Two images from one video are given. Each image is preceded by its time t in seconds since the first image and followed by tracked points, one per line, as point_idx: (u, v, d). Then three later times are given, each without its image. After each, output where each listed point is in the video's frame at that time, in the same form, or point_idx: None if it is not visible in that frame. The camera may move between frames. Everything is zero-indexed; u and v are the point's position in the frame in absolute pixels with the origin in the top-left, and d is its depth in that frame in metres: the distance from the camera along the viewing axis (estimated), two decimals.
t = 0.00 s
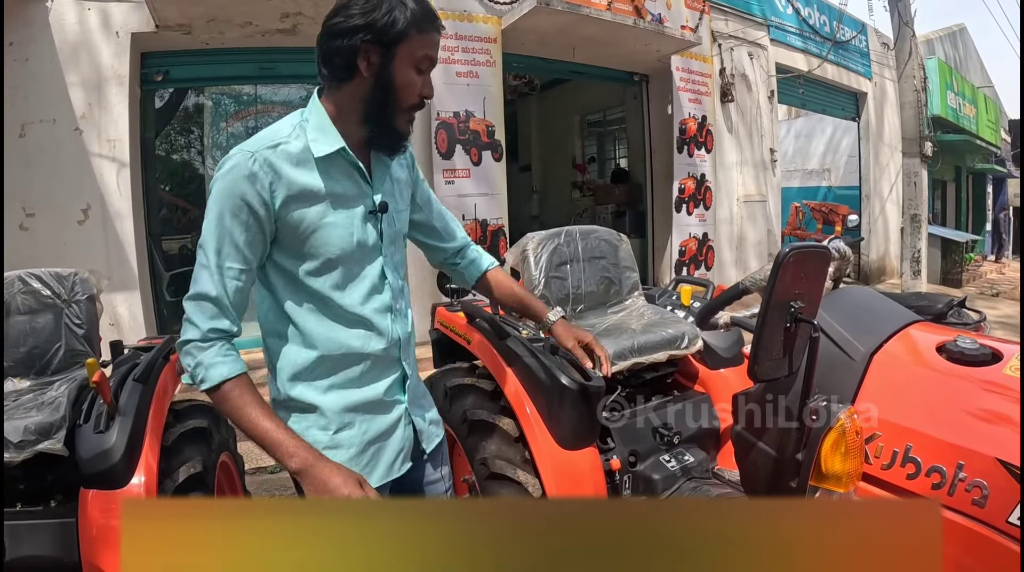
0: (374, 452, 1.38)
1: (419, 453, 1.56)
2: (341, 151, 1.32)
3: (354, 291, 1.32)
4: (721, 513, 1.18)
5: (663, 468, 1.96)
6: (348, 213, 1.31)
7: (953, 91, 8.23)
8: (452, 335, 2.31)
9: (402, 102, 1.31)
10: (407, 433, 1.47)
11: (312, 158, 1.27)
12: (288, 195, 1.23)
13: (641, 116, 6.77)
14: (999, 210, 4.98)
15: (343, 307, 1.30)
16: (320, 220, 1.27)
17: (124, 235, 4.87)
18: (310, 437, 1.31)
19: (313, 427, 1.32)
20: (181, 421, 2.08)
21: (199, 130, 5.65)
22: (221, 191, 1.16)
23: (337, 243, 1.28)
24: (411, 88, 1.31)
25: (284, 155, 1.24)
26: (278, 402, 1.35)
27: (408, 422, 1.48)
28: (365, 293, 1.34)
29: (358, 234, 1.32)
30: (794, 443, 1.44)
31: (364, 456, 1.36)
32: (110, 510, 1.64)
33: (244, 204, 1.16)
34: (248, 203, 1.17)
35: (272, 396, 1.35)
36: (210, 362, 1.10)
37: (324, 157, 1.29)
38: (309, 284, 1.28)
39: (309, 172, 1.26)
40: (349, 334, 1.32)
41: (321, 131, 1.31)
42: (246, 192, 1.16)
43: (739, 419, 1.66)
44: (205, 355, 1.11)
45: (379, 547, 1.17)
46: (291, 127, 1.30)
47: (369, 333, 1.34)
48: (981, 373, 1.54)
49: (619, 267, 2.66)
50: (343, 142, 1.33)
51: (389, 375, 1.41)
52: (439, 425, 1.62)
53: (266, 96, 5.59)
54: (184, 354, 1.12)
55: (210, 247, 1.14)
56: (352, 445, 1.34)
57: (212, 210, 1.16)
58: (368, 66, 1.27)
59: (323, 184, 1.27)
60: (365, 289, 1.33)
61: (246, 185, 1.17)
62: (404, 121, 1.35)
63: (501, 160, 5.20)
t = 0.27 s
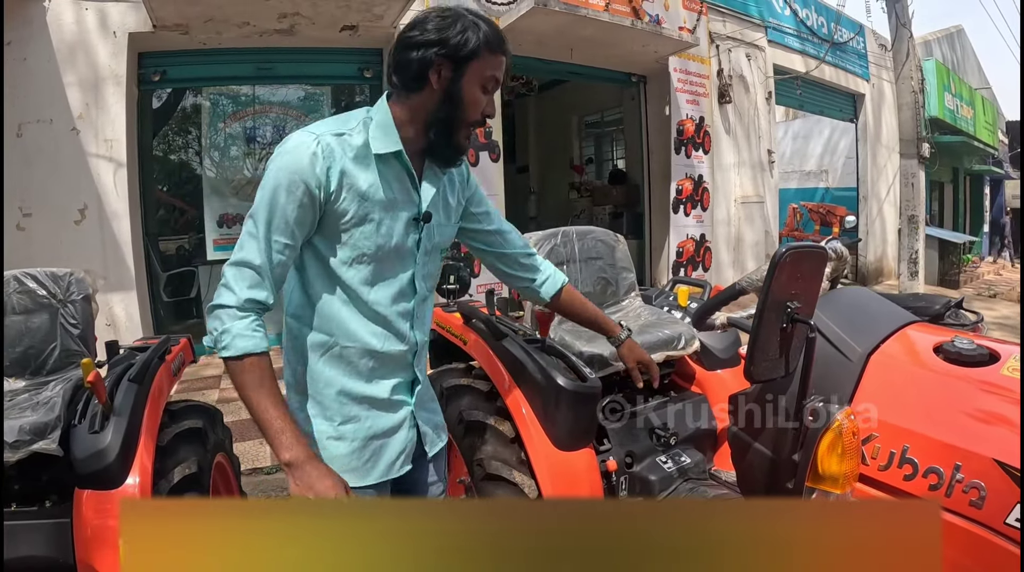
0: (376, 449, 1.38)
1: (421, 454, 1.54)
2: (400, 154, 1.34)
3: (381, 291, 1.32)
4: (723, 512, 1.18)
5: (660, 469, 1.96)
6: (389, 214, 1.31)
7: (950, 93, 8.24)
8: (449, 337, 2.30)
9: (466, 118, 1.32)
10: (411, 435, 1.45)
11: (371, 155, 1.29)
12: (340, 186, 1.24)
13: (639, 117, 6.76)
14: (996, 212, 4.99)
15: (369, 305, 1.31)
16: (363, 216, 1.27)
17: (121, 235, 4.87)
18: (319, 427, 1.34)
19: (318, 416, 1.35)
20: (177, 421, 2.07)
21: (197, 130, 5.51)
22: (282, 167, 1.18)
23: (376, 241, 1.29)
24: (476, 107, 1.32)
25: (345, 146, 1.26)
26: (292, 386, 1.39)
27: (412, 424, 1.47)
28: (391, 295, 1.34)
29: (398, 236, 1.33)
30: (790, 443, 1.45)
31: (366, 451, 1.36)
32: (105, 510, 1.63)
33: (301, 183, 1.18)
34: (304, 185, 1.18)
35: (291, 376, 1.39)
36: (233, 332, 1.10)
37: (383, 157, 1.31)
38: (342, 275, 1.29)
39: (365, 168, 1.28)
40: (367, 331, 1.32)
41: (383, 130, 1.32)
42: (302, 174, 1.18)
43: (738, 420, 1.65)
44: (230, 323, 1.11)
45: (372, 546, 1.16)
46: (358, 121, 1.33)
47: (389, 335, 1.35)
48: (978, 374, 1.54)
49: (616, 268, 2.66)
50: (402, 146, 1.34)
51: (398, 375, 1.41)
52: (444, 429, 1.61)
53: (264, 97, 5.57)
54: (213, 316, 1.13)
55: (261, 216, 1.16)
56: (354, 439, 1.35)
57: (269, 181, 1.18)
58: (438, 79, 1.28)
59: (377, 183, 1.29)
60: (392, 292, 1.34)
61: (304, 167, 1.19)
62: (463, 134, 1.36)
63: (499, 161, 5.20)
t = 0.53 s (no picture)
0: (377, 440, 1.43)
1: (424, 455, 1.57)
2: (452, 168, 1.41)
3: (402, 292, 1.39)
4: (720, 513, 1.19)
5: (656, 471, 1.94)
6: (426, 220, 1.38)
7: (947, 94, 8.27)
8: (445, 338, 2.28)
9: (527, 143, 1.37)
10: (415, 435, 1.49)
11: (424, 162, 1.37)
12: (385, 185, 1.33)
13: (636, 118, 6.75)
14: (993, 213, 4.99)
15: (392, 302, 1.38)
16: (401, 218, 1.35)
17: (116, 235, 4.86)
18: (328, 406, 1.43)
19: (326, 396, 1.43)
20: (169, 422, 2.05)
21: (194, 132, 5.49)
22: (338, 155, 1.27)
23: (408, 244, 1.36)
24: (539, 132, 1.37)
25: (398, 147, 1.35)
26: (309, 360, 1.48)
27: (417, 427, 1.50)
28: (412, 298, 1.41)
29: (430, 243, 1.39)
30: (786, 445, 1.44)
31: (367, 439, 1.42)
32: (97, 512, 1.61)
33: (347, 173, 1.26)
34: (354, 176, 1.27)
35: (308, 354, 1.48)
36: (249, 295, 1.16)
37: (434, 167, 1.38)
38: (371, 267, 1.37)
39: (413, 173, 1.36)
40: (384, 327, 1.39)
41: (441, 141, 1.39)
42: (355, 166, 1.27)
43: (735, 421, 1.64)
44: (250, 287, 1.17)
45: (377, 545, 1.21)
46: (420, 127, 1.41)
47: (405, 336, 1.42)
48: (976, 375, 1.53)
49: (612, 269, 2.64)
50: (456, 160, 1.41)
51: (408, 376, 1.47)
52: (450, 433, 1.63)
53: (261, 97, 5.56)
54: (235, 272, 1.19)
55: (304, 192, 1.23)
56: (357, 426, 1.41)
57: (325, 164, 1.26)
58: (507, 105, 1.36)
59: (422, 188, 1.36)
60: (412, 295, 1.40)
61: (357, 159, 1.28)
62: (525, 161, 1.41)
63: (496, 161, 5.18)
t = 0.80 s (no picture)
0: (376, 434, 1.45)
1: (427, 455, 1.61)
2: (480, 173, 1.43)
3: (421, 290, 1.40)
4: (718, 513, 1.18)
5: (654, 474, 1.93)
6: (452, 222, 1.39)
7: (945, 95, 8.27)
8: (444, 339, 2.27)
9: (512, 127, 1.38)
10: (416, 435, 1.51)
11: (455, 163, 1.38)
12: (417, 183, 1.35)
13: (634, 119, 6.74)
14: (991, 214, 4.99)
15: (409, 300, 1.39)
16: (428, 218, 1.36)
17: (112, 235, 4.84)
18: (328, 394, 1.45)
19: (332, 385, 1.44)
20: (162, 423, 2.03)
21: (192, 132, 5.46)
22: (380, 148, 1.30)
23: (434, 243, 1.37)
24: (524, 115, 1.37)
25: (433, 146, 1.38)
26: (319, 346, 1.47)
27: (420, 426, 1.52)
28: (430, 297, 1.41)
29: (455, 246, 1.40)
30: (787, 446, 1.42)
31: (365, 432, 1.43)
32: (88, 514, 1.59)
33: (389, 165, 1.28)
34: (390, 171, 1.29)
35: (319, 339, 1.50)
36: (313, 286, 1.16)
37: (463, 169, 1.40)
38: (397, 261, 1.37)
39: (446, 173, 1.37)
40: (396, 325, 1.41)
41: (474, 145, 1.41)
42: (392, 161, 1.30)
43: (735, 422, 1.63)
44: (307, 276, 1.17)
45: (374, 545, 1.16)
46: (455, 130, 1.44)
47: (415, 336, 1.43)
48: (978, 376, 1.52)
49: (609, 269, 2.63)
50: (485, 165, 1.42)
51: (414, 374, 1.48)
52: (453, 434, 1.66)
53: (260, 97, 5.53)
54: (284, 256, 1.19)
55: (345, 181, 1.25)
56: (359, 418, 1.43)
57: (366, 155, 1.29)
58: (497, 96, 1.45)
59: (452, 189, 1.38)
60: (430, 296, 1.41)
61: (394, 154, 1.30)
62: (518, 146, 1.38)
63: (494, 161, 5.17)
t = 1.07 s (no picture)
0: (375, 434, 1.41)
1: (426, 458, 1.58)
2: (491, 172, 1.41)
3: (434, 292, 1.38)
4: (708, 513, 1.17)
5: (652, 476, 1.92)
6: (465, 223, 1.37)
7: (943, 96, 8.28)
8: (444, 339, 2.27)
9: (509, 121, 1.38)
10: (414, 435, 1.49)
11: (468, 161, 1.37)
12: (437, 182, 1.33)
13: (632, 119, 6.73)
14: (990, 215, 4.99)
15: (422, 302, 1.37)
16: (442, 219, 1.34)
17: (107, 235, 4.81)
18: (328, 387, 1.42)
19: (331, 382, 1.42)
20: (153, 424, 2.00)
21: (188, 132, 5.42)
22: (400, 141, 1.30)
23: (446, 242, 1.35)
24: (520, 106, 1.37)
25: (448, 143, 1.37)
26: (324, 342, 1.46)
27: (419, 427, 1.51)
28: (438, 298, 1.39)
29: (465, 246, 1.38)
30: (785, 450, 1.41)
31: (363, 431, 1.40)
32: (77, 516, 1.57)
33: (408, 158, 1.28)
34: (415, 168, 1.28)
35: (319, 333, 1.48)
36: (401, 294, 1.19)
37: (474, 167, 1.39)
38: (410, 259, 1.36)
39: (461, 171, 1.36)
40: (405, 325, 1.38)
41: (483, 144, 1.40)
42: (415, 158, 1.29)
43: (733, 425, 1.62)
44: (391, 289, 1.18)
45: (376, 546, 1.18)
46: (466, 129, 1.44)
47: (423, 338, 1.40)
48: (977, 376, 1.50)
49: (606, 269, 2.61)
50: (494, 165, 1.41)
51: (414, 374, 1.45)
52: (454, 437, 1.63)
53: (257, 97, 5.51)
54: (353, 278, 1.18)
55: (380, 185, 1.25)
56: (356, 416, 1.40)
57: (389, 153, 1.28)
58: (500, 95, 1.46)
59: (465, 189, 1.37)
60: (442, 297, 1.39)
61: (416, 153, 1.30)
62: (513, 139, 1.37)
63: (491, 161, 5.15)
